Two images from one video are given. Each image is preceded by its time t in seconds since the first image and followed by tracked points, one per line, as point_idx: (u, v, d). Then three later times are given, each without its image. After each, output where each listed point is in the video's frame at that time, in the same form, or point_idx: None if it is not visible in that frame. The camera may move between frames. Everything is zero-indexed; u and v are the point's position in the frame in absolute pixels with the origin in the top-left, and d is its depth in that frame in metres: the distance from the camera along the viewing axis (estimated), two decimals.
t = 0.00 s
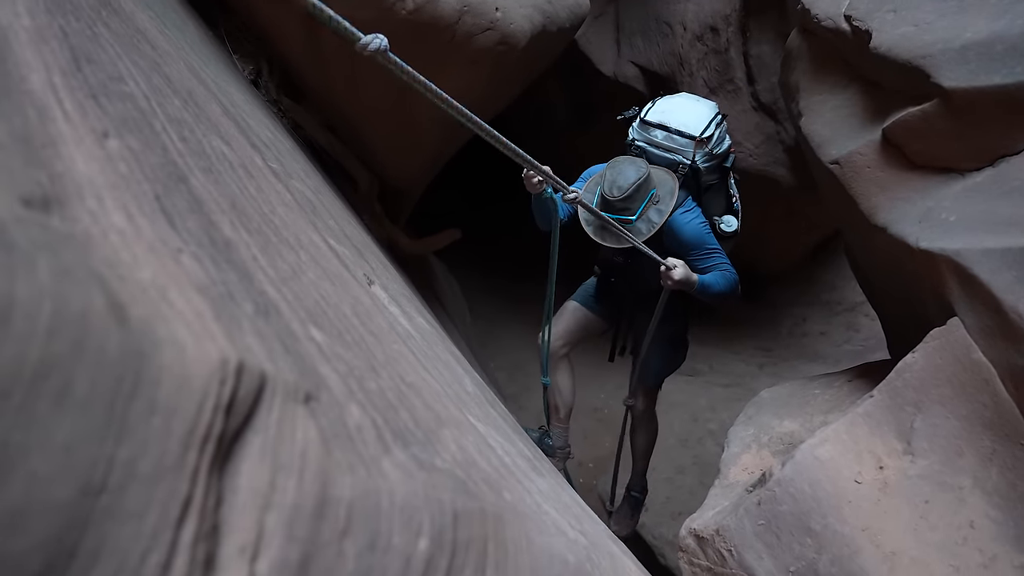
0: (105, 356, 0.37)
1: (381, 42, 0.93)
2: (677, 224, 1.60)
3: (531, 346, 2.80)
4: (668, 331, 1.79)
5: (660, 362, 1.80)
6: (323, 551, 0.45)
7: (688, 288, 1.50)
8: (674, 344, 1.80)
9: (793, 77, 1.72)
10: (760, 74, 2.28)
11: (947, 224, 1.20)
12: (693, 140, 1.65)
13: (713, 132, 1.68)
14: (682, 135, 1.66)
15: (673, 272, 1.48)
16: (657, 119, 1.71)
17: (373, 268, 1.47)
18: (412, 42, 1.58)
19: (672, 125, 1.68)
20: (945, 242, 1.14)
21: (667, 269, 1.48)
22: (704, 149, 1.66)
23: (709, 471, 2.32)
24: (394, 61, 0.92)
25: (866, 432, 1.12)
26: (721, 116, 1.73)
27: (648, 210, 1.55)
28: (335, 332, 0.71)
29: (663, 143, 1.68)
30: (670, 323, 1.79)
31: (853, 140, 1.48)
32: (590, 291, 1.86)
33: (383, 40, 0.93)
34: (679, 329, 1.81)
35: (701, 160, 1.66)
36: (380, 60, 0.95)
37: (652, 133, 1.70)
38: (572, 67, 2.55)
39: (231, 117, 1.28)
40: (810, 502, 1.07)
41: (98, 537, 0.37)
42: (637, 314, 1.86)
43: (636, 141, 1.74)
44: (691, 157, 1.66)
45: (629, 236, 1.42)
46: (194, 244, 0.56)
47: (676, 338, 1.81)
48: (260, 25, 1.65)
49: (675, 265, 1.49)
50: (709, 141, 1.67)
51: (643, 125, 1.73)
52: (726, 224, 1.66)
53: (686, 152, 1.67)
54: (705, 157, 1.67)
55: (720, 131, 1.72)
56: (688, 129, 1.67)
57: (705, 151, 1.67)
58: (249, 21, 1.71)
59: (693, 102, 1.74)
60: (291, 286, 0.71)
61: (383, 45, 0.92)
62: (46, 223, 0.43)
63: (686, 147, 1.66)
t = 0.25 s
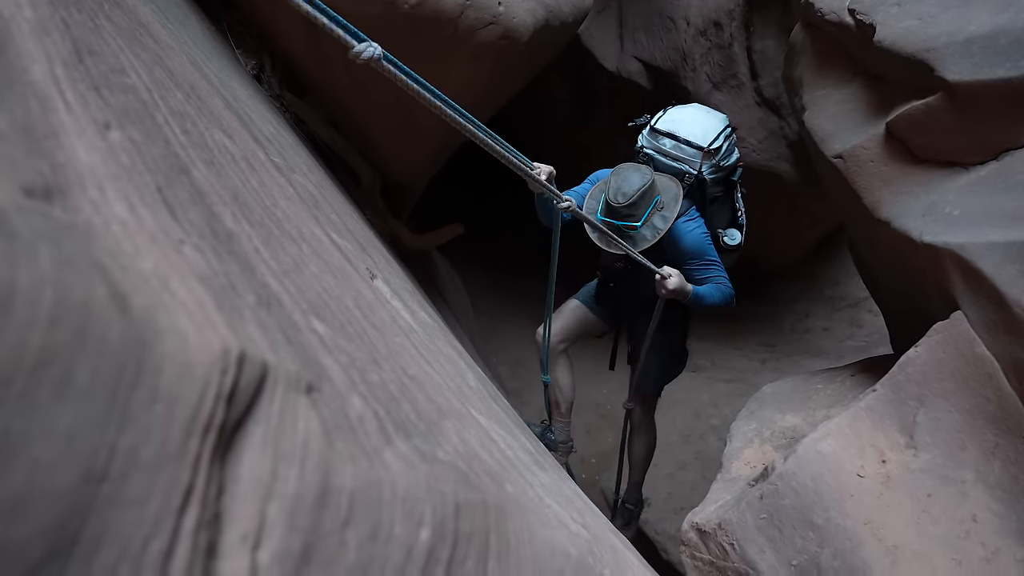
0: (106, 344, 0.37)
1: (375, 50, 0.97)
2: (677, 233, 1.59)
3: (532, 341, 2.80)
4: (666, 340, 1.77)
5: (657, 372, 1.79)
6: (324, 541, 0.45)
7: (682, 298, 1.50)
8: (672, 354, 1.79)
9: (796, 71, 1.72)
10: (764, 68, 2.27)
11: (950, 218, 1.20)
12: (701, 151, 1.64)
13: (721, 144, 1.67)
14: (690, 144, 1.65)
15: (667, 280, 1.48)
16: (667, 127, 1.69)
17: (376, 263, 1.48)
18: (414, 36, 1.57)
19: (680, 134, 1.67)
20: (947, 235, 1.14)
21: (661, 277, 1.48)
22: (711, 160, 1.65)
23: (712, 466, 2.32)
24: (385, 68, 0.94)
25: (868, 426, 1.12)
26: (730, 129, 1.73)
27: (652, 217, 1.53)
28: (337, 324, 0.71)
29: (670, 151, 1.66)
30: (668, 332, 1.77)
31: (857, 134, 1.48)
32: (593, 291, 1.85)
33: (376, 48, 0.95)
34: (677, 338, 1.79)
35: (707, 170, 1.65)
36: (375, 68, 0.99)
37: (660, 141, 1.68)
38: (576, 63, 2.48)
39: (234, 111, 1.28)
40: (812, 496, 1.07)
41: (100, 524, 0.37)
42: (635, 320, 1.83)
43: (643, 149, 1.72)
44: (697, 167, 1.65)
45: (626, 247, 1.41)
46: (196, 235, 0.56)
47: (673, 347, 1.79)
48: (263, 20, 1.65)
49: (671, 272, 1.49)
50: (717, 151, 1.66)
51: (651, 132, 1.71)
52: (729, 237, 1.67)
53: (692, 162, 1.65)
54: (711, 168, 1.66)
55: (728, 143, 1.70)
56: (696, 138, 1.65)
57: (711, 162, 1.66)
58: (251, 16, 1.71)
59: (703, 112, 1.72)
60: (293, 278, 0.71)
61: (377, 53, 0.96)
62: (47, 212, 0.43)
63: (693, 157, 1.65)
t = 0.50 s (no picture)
0: (103, 332, 0.37)
1: (363, 58, 1.04)
2: (689, 242, 1.53)
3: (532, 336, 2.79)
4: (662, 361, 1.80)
5: (650, 390, 1.83)
6: (322, 529, 0.45)
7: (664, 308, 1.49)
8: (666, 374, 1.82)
9: (797, 64, 1.72)
10: (765, 62, 2.24)
11: (950, 210, 1.19)
12: (716, 166, 1.55)
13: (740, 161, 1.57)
14: (706, 158, 1.56)
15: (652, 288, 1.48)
16: (686, 140, 1.60)
17: (377, 257, 1.48)
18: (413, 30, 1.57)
19: (698, 147, 1.57)
20: (949, 228, 1.14)
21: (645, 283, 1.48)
22: (726, 177, 1.56)
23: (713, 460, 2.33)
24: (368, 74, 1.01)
25: (868, 418, 1.12)
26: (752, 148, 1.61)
27: (658, 226, 1.50)
28: (337, 317, 0.71)
29: (684, 163, 1.58)
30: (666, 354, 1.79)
31: (857, 127, 1.48)
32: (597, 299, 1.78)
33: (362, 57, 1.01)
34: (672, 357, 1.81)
35: (721, 187, 1.56)
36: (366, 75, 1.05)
37: (677, 154, 1.59)
38: (576, 58, 2.37)
39: (235, 104, 1.29)
40: (812, 488, 1.07)
41: (97, 512, 0.36)
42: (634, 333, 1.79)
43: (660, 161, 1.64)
44: (711, 183, 1.56)
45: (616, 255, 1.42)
46: (194, 226, 0.56)
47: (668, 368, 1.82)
48: (264, 14, 1.65)
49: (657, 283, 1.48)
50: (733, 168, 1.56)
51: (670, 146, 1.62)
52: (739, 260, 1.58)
53: (707, 178, 1.56)
54: (726, 186, 1.56)
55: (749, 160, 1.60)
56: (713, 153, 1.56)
57: (726, 179, 1.56)
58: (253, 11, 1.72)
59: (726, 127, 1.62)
60: (292, 270, 0.71)
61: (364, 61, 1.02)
62: (45, 202, 0.43)
63: (708, 172, 1.56)
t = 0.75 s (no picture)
0: (96, 324, 0.38)
1: (355, 55, 1.04)
2: (693, 248, 1.52)
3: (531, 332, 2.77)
4: (663, 371, 1.78)
5: (650, 399, 1.80)
6: (317, 521, 0.45)
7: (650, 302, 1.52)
8: (666, 384, 1.80)
9: (796, 58, 1.71)
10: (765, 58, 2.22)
11: (948, 203, 1.19)
12: (723, 171, 1.54)
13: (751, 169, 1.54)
14: (714, 163, 1.54)
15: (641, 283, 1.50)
16: (699, 144, 1.59)
17: (376, 252, 1.48)
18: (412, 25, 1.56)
19: (708, 153, 1.56)
20: (947, 221, 1.13)
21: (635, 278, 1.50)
22: (733, 183, 1.54)
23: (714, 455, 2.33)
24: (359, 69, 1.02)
25: (866, 412, 1.11)
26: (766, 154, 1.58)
27: (650, 226, 1.49)
28: (333, 311, 0.71)
29: (693, 168, 1.57)
30: (667, 364, 1.78)
31: (855, 121, 1.48)
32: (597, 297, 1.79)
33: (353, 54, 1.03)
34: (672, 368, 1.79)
35: (727, 193, 1.54)
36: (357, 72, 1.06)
37: (687, 157, 1.59)
38: (575, 54, 2.37)
39: (232, 99, 1.29)
40: (810, 482, 1.07)
41: (90, 503, 0.36)
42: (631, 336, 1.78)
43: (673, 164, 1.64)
44: (718, 188, 1.55)
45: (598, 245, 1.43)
46: (189, 220, 0.56)
47: (668, 379, 1.80)
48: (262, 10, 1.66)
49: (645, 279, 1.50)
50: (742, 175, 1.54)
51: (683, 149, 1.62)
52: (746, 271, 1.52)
53: (715, 183, 1.55)
54: (733, 193, 1.54)
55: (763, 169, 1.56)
56: (723, 158, 1.55)
57: (734, 186, 1.54)
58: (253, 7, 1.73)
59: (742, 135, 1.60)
60: (288, 264, 0.71)
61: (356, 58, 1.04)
62: (40, 196, 0.44)
63: (715, 176, 1.55)
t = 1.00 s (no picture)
0: (84, 321, 0.38)
1: (349, 57, 1.05)
2: (685, 249, 1.53)
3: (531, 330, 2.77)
4: (666, 370, 1.77)
5: (653, 399, 1.80)
6: (308, 517, 0.45)
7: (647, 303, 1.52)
8: (671, 384, 1.79)
9: (793, 54, 1.71)
10: (762, 53, 2.23)
11: (943, 199, 1.19)
12: (713, 174, 1.51)
13: (742, 171, 1.50)
14: (706, 166, 1.52)
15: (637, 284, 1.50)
16: (694, 146, 1.57)
17: (372, 249, 1.48)
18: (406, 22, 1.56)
19: (703, 156, 1.54)
20: (942, 216, 1.13)
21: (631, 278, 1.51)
22: (724, 186, 1.51)
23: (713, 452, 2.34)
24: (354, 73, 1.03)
25: (862, 407, 1.12)
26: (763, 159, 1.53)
27: (635, 228, 1.50)
28: (327, 307, 0.71)
29: (687, 169, 1.55)
30: (669, 364, 1.76)
31: (851, 117, 1.47)
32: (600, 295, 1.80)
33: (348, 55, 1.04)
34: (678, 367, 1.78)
35: (718, 197, 1.51)
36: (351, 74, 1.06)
37: (684, 159, 1.57)
38: (572, 50, 2.33)
39: (228, 97, 1.29)
40: (806, 477, 1.07)
41: (78, 500, 0.36)
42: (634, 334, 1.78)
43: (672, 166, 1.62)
44: (709, 190, 1.52)
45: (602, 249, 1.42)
46: (180, 217, 0.56)
47: (674, 378, 1.79)
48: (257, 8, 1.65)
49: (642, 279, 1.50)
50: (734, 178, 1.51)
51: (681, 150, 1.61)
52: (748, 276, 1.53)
53: (706, 185, 1.53)
54: (725, 196, 1.51)
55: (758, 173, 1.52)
56: (715, 161, 1.52)
57: (725, 189, 1.51)
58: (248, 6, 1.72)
59: (739, 137, 1.56)
60: (281, 261, 0.71)
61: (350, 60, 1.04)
62: (29, 193, 0.43)
63: (706, 179, 1.52)
